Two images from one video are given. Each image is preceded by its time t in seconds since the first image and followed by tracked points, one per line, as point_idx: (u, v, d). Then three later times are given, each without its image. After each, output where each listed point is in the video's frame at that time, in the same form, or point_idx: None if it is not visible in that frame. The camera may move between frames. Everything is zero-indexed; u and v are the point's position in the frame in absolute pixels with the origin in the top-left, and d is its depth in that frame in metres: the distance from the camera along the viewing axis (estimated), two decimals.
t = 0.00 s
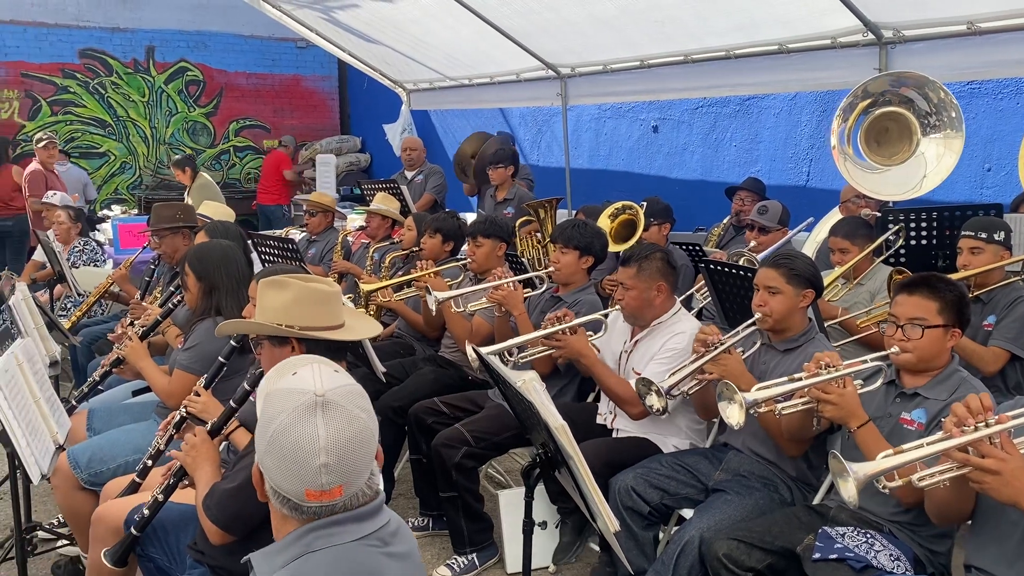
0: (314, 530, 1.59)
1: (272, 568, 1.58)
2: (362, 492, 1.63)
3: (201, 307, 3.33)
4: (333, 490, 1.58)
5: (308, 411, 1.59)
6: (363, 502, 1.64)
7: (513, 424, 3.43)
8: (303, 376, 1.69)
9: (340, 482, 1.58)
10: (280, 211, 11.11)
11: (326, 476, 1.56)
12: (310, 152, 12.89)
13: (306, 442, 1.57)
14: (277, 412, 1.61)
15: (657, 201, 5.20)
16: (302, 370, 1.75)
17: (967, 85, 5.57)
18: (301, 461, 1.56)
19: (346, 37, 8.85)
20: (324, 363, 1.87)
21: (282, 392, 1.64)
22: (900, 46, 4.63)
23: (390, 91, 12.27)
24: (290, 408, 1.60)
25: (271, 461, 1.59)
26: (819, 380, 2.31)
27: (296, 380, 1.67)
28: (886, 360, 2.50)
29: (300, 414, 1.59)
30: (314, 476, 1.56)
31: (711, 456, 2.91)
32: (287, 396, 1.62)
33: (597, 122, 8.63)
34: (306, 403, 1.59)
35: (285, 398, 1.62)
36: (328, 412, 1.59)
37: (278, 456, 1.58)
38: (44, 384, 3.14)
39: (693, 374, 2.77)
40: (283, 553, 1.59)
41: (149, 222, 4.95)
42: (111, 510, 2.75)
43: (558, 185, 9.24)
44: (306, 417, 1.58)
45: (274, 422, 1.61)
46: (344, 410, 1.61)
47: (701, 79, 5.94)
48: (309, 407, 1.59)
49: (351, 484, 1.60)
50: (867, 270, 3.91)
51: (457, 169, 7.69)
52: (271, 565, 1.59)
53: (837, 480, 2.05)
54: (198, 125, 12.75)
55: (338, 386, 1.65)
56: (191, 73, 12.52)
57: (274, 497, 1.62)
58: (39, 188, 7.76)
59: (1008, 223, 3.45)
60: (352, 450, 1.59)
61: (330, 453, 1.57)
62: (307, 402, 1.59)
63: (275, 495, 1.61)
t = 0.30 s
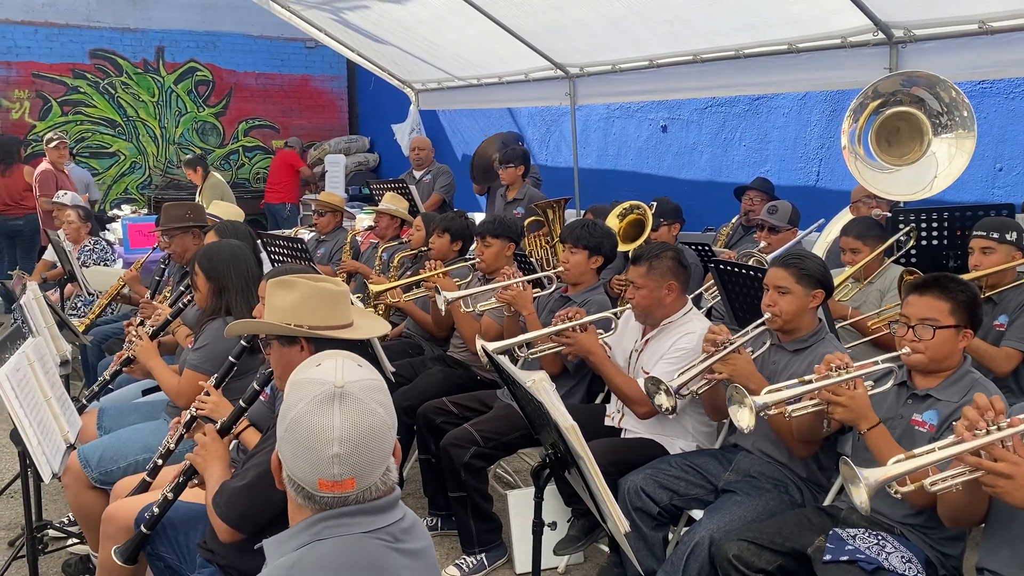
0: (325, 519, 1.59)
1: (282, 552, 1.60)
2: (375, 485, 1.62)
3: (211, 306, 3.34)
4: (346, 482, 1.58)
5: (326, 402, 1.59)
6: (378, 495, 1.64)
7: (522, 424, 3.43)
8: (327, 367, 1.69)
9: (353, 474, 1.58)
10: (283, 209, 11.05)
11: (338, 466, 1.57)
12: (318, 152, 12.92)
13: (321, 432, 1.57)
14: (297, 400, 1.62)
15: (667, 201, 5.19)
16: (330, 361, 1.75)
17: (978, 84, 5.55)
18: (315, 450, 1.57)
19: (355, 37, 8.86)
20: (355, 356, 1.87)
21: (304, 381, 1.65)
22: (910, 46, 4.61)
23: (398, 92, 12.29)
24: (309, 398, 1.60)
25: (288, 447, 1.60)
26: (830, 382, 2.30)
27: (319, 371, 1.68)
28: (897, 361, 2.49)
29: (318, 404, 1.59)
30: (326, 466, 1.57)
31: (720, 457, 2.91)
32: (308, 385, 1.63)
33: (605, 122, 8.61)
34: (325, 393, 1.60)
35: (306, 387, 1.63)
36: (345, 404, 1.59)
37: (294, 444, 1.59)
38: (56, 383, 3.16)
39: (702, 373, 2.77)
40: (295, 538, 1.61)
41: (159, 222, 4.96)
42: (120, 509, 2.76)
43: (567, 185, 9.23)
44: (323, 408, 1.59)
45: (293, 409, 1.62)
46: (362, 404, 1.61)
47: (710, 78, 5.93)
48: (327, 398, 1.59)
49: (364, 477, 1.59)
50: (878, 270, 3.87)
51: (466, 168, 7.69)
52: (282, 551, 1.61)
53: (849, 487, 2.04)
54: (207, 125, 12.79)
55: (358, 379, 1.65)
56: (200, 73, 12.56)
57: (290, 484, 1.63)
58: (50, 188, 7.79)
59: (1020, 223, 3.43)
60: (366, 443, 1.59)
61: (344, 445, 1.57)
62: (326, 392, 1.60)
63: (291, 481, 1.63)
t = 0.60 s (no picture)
0: (320, 515, 1.60)
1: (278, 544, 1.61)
2: (371, 482, 1.61)
3: (216, 307, 3.36)
4: (340, 478, 1.58)
5: (323, 397, 1.59)
6: (376, 493, 1.63)
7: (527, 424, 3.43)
8: (332, 364, 1.70)
9: (347, 470, 1.58)
10: (291, 208, 11.11)
11: (331, 461, 1.57)
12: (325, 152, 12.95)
13: (316, 427, 1.57)
14: (296, 394, 1.63)
15: (672, 201, 5.18)
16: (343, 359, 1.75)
17: (986, 84, 5.53)
18: (309, 444, 1.57)
19: (362, 37, 8.87)
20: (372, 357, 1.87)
21: (308, 376, 1.66)
22: (917, 45, 4.59)
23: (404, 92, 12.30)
24: (307, 392, 1.61)
25: (286, 442, 1.61)
26: (834, 383, 2.29)
27: (324, 367, 1.68)
28: (903, 362, 2.48)
29: (315, 398, 1.59)
30: (320, 461, 1.57)
31: (725, 458, 2.89)
32: (309, 380, 1.64)
33: (611, 122, 8.61)
34: (323, 388, 1.60)
35: (306, 382, 1.64)
36: (342, 399, 1.59)
37: (291, 437, 1.60)
38: (61, 383, 3.17)
39: (708, 374, 2.75)
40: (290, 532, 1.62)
41: (165, 222, 4.97)
42: (126, 508, 2.76)
43: (573, 185, 9.23)
44: (320, 402, 1.59)
45: (292, 404, 1.62)
46: (359, 400, 1.60)
47: (716, 78, 5.92)
48: (324, 392, 1.59)
49: (358, 474, 1.59)
50: (884, 269, 3.86)
51: (472, 168, 7.69)
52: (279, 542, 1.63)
53: (853, 492, 2.03)
54: (214, 125, 12.82)
55: (360, 375, 1.64)
56: (207, 73, 12.59)
57: (290, 478, 1.65)
58: (56, 188, 7.81)
59: None
60: (362, 440, 1.58)
61: (337, 440, 1.57)
62: (324, 387, 1.60)
63: (290, 475, 1.64)
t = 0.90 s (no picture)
0: (327, 523, 1.60)
1: (285, 550, 1.62)
2: (378, 492, 1.61)
3: (223, 307, 3.35)
4: (346, 487, 1.58)
5: (329, 405, 1.60)
6: (384, 502, 1.63)
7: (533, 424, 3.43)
8: (342, 369, 1.71)
9: (352, 479, 1.58)
10: (296, 207, 11.13)
11: (336, 471, 1.57)
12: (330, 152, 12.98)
13: (321, 435, 1.58)
14: (304, 402, 1.65)
15: (678, 202, 5.18)
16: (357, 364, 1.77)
17: (993, 84, 5.52)
18: (315, 453, 1.58)
19: (368, 38, 8.88)
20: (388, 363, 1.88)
21: (318, 382, 1.68)
22: (924, 46, 4.58)
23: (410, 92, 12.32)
24: (314, 399, 1.62)
25: (293, 449, 1.63)
26: (839, 385, 2.30)
27: (333, 373, 1.70)
28: (908, 364, 2.48)
29: (322, 405, 1.61)
30: (325, 470, 1.57)
31: (731, 459, 2.91)
32: (317, 387, 1.65)
33: (617, 122, 8.61)
34: (329, 396, 1.61)
35: (315, 389, 1.65)
36: (348, 406, 1.60)
37: (298, 445, 1.61)
38: (70, 383, 3.18)
39: (714, 376, 2.75)
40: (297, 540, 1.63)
41: (172, 222, 4.99)
42: (134, 507, 2.77)
43: (578, 185, 9.23)
44: (326, 410, 1.60)
45: (301, 411, 1.64)
46: (365, 408, 1.60)
47: (722, 79, 5.91)
48: (331, 400, 1.60)
49: (364, 483, 1.59)
50: (890, 270, 3.86)
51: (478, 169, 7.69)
52: (286, 548, 1.64)
53: (859, 496, 2.04)
54: (220, 126, 12.86)
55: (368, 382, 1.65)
56: (213, 74, 12.63)
57: (300, 486, 1.66)
58: (63, 188, 7.84)
59: None
60: (367, 449, 1.58)
61: (341, 449, 1.57)
62: (331, 394, 1.61)
63: (299, 482, 1.65)
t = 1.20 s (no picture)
0: (353, 543, 1.61)
1: (309, 571, 1.62)
2: (407, 511, 1.63)
3: (228, 307, 3.38)
4: (378, 508, 1.59)
5: (363, 426, 1.60)
6: (411, 521, 1.65)
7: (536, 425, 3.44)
8: (366, 383, 1.71)
9: (385, 502, 1.59)
10: (301, 208, 11.17)
11: (370, 493, 1.58)
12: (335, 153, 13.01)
13: (355, 458, 1.58)
14: (332, 420, 1.64)
15: (682, 203, 5.18)
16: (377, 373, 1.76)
17: (997, 86, 5.51)
18: (347, 475, 1.58)
19: (373, 40, 8.91)
20: (406, 365, 1.87)
21: (343, 398, 1.67)
22: (928, 47, 4.58)
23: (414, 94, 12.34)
24: (344, 419, 1.62)
25: (321, 470, 1.62)
26: (843, 387, 2.30)
27: (358, 388, 1.69)
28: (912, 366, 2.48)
29: (354, 426, 1.61)
30: (359, 493, 1.58)
31: (735, 460, 2.90)
32: (345, 405, 1.64)
33: (621, 124, 8.62)
34: (361, 416, 1.61)
35: (343, 407, 1.65)
36: (381, 427, 1.61)
37: (327, 466, 1.61)
38: (75, 382, 3.20)
39: (718, 378, 2.76)
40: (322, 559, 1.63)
41: (177, 223, 5.02)
42: (139, 507, 2.79)
43: (582, 186, 9.23)
44: (359, 431, 1.60)
45: (328, 429, 1.63)
46: (397, 430, 1.61)
47: (726, 80, 5.92)
48: (363, 421, 1.61)
49: (395, 504, 1.61)
50: (894, 271, 3.85)
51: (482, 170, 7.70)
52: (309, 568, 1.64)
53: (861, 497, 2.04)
54: (226, 127, 12.90)
55: (397, 400, 1.66)
56: (219, 75, 12.67)
57: (324, 504, 1.66)
58: (69, 189, 7.86)
59: None
60: (401, 471, 1.60)
61: (376, 473, 1.58)
62: (362, 414, 1.61)
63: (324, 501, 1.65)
